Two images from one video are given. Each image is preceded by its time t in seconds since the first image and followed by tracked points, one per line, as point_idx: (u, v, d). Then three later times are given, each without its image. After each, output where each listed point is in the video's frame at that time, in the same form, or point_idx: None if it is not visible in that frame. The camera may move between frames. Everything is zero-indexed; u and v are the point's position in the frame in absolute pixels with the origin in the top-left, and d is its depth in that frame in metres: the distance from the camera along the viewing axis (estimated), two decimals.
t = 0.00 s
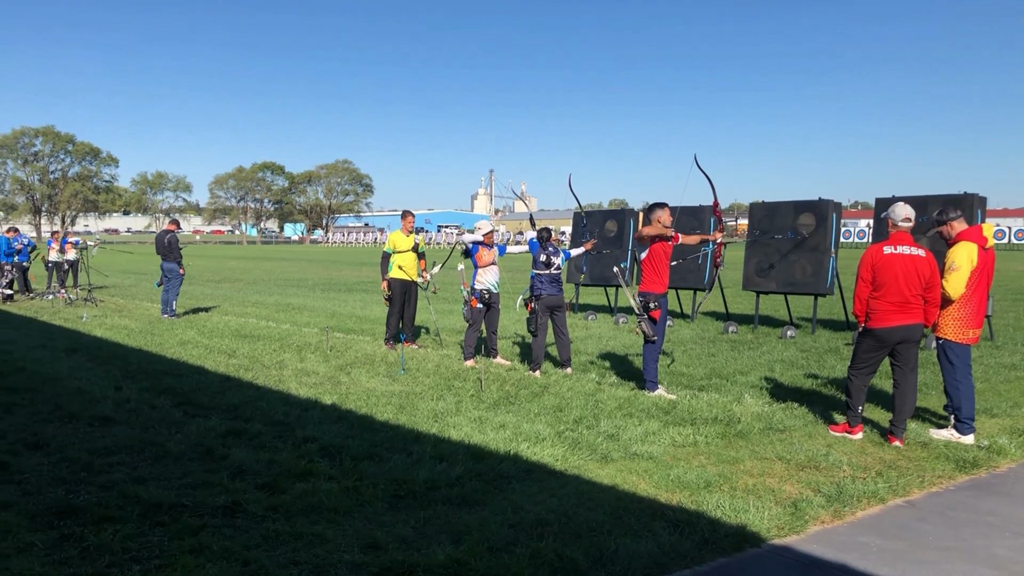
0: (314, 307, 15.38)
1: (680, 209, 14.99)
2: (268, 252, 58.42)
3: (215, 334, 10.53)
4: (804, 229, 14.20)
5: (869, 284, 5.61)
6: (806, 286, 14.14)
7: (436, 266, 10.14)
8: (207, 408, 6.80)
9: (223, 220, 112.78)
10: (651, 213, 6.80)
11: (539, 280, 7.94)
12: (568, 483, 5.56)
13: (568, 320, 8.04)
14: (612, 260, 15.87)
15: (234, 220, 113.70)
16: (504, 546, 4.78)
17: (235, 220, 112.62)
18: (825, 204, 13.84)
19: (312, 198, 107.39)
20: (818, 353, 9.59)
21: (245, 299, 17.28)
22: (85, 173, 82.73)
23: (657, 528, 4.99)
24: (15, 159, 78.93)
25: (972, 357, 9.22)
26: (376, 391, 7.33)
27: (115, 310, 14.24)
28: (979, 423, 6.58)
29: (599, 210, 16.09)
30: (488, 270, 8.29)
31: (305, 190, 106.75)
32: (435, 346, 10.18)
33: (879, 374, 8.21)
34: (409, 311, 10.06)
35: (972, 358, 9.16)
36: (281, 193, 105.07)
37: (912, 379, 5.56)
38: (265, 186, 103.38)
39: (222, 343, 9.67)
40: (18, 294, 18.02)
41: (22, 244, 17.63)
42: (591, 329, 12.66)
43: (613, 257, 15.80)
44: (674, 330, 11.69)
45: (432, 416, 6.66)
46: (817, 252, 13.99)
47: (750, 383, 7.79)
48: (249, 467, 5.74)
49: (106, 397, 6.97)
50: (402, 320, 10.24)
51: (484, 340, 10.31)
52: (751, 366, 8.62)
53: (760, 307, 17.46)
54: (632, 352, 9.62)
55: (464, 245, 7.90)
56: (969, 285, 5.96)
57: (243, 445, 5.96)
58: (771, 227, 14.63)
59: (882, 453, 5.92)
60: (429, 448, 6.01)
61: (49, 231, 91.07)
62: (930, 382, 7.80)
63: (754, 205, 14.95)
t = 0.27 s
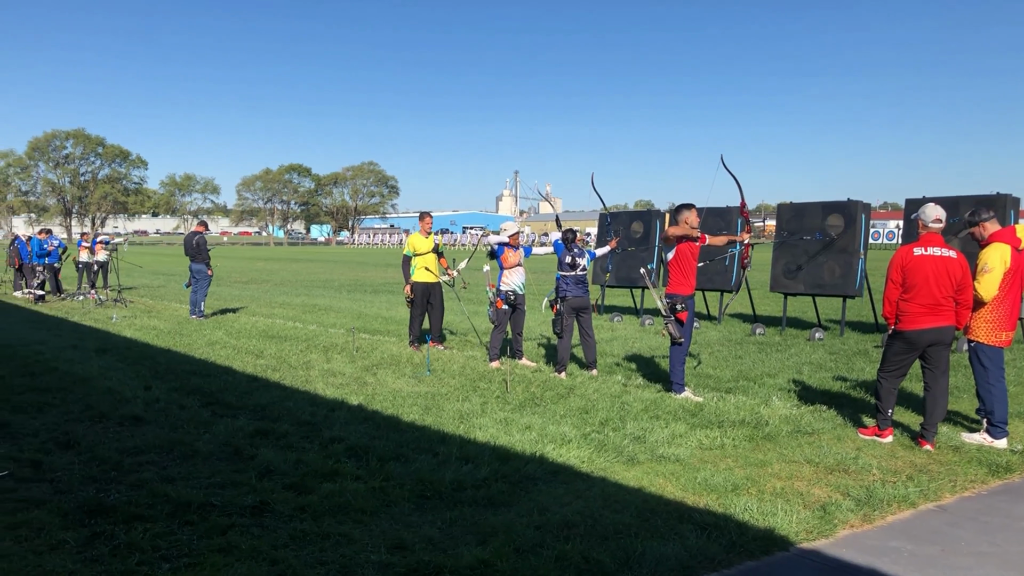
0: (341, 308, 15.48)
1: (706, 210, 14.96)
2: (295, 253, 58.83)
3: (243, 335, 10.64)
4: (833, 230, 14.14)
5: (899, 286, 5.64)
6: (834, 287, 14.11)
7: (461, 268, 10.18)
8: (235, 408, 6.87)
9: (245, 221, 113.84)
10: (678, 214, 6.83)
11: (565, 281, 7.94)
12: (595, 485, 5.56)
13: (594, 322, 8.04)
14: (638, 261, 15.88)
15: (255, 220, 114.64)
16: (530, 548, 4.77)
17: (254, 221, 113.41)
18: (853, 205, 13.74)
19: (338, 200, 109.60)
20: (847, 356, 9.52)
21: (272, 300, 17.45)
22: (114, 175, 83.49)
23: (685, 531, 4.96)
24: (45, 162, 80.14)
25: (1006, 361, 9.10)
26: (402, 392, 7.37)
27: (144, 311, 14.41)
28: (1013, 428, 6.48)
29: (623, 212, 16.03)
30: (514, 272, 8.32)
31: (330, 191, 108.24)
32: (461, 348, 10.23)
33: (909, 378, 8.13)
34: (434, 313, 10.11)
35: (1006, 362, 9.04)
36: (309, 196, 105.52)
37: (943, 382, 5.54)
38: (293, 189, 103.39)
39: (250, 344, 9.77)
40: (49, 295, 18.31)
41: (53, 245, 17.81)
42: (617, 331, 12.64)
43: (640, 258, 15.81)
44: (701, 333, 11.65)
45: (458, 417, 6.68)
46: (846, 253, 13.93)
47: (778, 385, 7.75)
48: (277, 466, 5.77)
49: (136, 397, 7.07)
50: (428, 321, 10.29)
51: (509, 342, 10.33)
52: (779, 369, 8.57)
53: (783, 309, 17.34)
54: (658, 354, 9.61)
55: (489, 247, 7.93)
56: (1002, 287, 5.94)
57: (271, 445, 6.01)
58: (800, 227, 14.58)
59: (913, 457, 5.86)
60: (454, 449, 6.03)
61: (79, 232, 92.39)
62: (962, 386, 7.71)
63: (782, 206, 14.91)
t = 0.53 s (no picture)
0: (363, 309, 15.53)
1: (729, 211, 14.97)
2: (317, 254, 59.21)
3: (266, 335, 10.72)
4: (857, 231, 14.10)
5: (924, 288, 5.65)
6: (858, 289, 14.05)
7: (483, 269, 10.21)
8: (258, 407, 6.93)
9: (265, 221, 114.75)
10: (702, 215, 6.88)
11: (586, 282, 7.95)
12: (617, 486, 5.55)
13: (616, 323, 8.04)
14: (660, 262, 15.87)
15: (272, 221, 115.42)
16: (552, 549, 4.77)
17: (273, 221, 113.91)
18: (878, 206, 13.68)
19: (360, 200, 109.48)
20: (872, 359, 9.45)
21: (294, 300, 17.60)
22: (140, 176, 84.45)
23: (707, 533, 4.94)
24: (71, 162, 81.22)
25: None
26: (424, 392, 7.40)
27: (168, 310, 14.56)
28: None
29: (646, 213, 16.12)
30: (535, 273, 8.33)
31: (352, 191, 108.76)
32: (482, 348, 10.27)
33: (934, 381, 8.06)
34: (456, 314, 10.14)
35: None
36: (330, 197, 106.95)
37: (969, 385, 5.55)
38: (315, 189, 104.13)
39: (273, 344, 9.85)
40: (75, 295, 18.54)
41: (79, 245, 17.97)
42: (638, 332, 12.62)
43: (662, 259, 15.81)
44: (723, 334, 11.64)
45: (480, 418, 6.69)
46: (870, 254, 13.87)
47: (801, 388, 7.71)
48: (300, 466, 5.81)
49: (161, 396, 7.15)
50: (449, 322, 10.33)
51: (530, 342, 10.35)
52: (802, 371, 8.54)
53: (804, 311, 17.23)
54: (681, 356, 9.59)
55: (511, 247, 7.96)
56: None
57: (294, 445, 6.05)
58: (824, 228, 14.53)
59: (938, 461, 5.81)
60: (476, 450, 6.04)
61: (102, 232, 93.50)
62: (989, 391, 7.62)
63: (805, 207, 14.86)
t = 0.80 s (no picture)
0: (383, 308, 15.59)
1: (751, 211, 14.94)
2: (337, 253, 59.54)
3: (287, 334, 10.79)
4: (879, 232, 14.01)
5: (949, 290, 5.65)
6: (880, 291, 14.02)
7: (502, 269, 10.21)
8: (279, 406, 6.98)
9: (282, 220, 115.45)
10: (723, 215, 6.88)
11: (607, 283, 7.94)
12: (637, 487, 5.55)
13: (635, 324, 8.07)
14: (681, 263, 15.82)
15: (289, 219, 116.06)
16: (573, 550, 4.77)
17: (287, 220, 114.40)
18: (901, 207, 13.60)
19: (381, 200, 110.80)
20: (895, 361, 9.38)
21: (314, 299, 17.71)
22: (162, 176, 85.22)
23: (728, 535, 4.92)
24: (94, 162, 82.11)
25: None
26: (444, 391, 7.42)
27: (190, 308, 14.70)
28: None
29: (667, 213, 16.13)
30: (555, 273, 8.33)
31: (374, 191, 109.74)
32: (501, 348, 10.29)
33: (958, 384, 7.98)
34: (476, 313, 10.16)
35: None
36: (350, 197, 107.52)
37: (994, 389, 5.57)
38: (337, 189, 105.82)
39: (294, 343, 9.92)
40: (98, 293, 18.71)
41: (102, 245, 18.13)
42: (658, 332, 12.60)
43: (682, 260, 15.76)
44: (743, 336, 11.61)
45: (499, 418, 6.70)
46: (893, 255, 13.81)
47: (822, 390, 7.67)
48: (321, 464, 5.84)
49: (183, 394, 7.22)
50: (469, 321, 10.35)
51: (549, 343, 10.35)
52: (824, 373, 8.49)
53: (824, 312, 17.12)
54: (701, 357, 9.56)
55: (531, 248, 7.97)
56: None
57: (314, 443, 6.09)
58: (846, 230, 14.43)
59: (963, 465, 5.77)
60: (496, 449, 6.05)
61: (122, 232, 94.48)
62: (1015, 394, 7.54)
63: (828, 206, 14.70)
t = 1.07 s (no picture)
0: (402, 308, 15.65)
1: (772, 211, 14.92)
2: (354, 253, 59.77)
3: (307, 333, 10.86)
4: (902, 232, 13.94)
5: (973, 290, 5.71)
6: (902, 291, 13.92)
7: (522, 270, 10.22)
8: (300, 405, 7.02)
9: (300, 219, 116.25)
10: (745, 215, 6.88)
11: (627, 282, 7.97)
12: (657, 488, 5.53)
13: (655, 324, 8.04)
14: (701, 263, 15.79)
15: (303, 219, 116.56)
16: (593, 550, 4.76)
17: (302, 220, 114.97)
18: (924, 207, 13.57)
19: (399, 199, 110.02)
20: (918, 363, 9.30)
21: (333, 298, 17.82)
22: (183, 176, 85.86)
23: (749, 537, 4.90)
24: (117, 162, 83.02)
25: None
26: (463, 391, 7.44)
27: (211, 308, 14.83)
28: None
29: (686, 212, 16.14)
30: (574, 274, 8.35)
31: (392, 191, 109.88)
32: (519, 348, 10.30)
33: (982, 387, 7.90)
34: (495, 313, 10.17)
35: None
36: (369, 197, 108.75)
37: (1019, 391, 5.54)
38: (358, 189, 108.87)
39: (314, 341, 9.99)
40: (120, 292, 18.90)
41: (124, 244, 18.31)
42: (678, 332, 12.57)
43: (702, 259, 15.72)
44: (764, 336, 11.57)
45: (518, 417, 6.71)
46: (915, 256, 13.72)
47: (844, 391, 7.62)
48: (341, 463, 5.87)
49: (204, 392, 7.28)
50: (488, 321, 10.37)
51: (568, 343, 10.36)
52: (846, 374, 8.45)
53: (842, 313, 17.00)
54: (721, 357, 9.53)
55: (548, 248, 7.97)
56: None
57: (335, 442, 6.12)
58: (868, 229, 14.39)
59: (987, 467, 5.71)
60: (515, 449, 6.06)
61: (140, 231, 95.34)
62: None
63: (850, 207, 14.72)
